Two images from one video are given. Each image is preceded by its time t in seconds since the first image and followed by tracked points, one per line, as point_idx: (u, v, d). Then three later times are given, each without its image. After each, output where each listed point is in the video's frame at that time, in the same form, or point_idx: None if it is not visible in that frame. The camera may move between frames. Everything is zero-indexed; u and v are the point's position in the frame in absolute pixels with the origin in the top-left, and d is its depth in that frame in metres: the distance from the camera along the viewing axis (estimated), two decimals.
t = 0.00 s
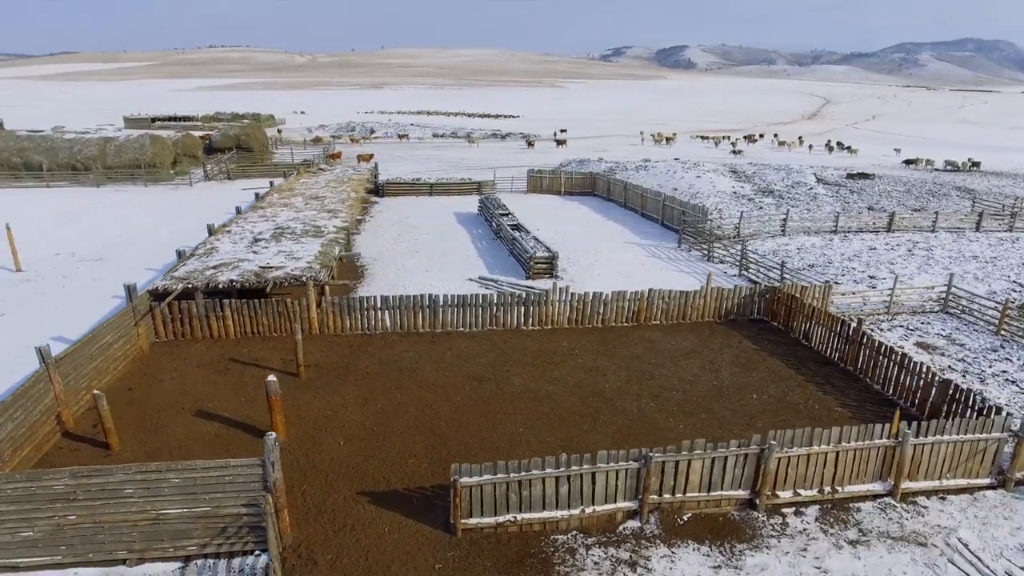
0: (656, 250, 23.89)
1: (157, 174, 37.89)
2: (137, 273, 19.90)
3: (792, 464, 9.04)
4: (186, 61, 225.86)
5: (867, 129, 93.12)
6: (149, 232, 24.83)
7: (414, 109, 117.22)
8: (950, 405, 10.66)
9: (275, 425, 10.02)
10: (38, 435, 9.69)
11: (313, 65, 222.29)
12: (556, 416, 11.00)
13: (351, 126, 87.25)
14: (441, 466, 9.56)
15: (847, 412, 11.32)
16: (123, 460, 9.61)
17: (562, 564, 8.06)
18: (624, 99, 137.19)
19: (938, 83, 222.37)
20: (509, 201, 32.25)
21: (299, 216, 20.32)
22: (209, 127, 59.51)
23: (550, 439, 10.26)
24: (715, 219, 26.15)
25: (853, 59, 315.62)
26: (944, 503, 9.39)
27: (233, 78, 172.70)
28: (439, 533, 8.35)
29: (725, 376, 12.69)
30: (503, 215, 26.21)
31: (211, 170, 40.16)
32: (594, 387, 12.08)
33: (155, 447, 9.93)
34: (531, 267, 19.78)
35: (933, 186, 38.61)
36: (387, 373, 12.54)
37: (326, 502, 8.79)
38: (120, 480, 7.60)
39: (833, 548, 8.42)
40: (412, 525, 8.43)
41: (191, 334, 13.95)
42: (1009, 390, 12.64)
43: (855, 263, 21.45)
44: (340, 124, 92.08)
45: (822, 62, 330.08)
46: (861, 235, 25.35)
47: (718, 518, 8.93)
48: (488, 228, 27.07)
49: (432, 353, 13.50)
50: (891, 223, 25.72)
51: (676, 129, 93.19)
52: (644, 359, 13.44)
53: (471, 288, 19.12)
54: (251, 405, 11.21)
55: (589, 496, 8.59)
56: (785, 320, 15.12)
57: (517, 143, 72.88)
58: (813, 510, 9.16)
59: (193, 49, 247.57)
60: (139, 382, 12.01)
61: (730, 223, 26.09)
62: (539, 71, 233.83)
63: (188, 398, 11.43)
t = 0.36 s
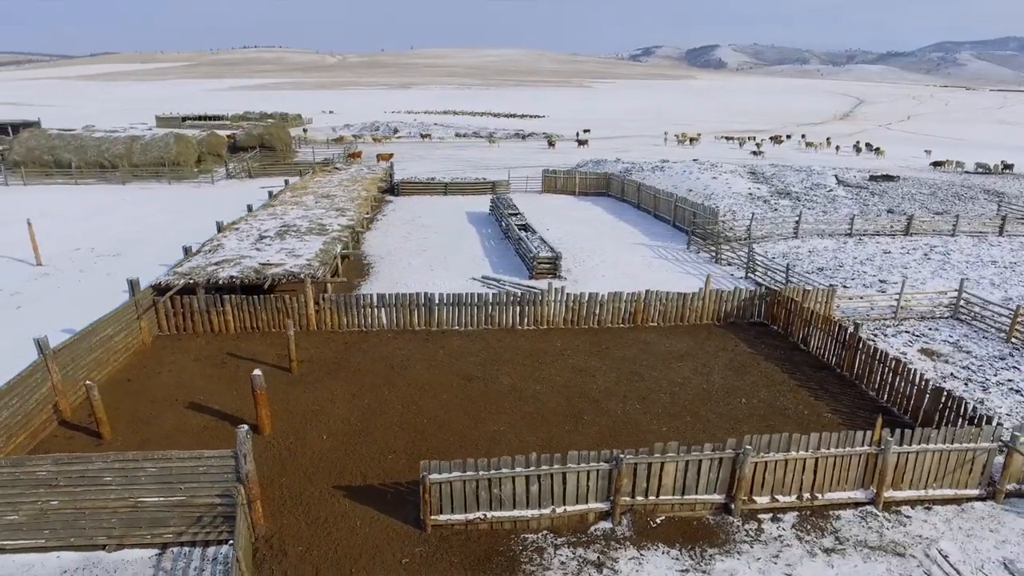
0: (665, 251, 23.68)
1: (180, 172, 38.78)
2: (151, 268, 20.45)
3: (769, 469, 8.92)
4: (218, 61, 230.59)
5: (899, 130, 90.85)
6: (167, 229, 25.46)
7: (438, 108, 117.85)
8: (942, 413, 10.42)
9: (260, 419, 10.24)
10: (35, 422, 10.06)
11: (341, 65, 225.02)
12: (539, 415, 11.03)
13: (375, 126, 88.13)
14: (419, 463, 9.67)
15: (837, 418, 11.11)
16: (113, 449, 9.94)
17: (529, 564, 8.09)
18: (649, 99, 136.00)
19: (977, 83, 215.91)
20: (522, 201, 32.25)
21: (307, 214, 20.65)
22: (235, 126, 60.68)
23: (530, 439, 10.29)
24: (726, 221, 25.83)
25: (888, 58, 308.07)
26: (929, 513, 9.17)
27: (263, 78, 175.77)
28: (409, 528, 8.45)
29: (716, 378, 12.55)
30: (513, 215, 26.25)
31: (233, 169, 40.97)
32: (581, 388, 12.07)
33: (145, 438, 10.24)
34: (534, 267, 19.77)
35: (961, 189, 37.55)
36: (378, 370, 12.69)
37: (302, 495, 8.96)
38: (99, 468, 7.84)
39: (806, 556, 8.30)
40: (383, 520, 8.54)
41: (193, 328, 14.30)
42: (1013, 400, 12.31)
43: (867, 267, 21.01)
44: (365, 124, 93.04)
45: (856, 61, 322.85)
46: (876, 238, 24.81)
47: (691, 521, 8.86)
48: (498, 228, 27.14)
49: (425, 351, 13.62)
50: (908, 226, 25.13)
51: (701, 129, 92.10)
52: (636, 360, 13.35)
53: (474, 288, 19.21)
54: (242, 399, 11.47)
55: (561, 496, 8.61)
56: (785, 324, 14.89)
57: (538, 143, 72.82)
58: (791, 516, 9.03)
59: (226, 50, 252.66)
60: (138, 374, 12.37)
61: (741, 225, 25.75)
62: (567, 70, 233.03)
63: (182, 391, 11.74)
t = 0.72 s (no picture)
0: (673, 252, 23.44)
1: (203, 170, 39.61)
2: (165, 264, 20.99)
3: (743, 474, 8.82)
4: (251, 62, 235.04)
5: (932, 131, 88.42)
6: (184, 226, 26.08)
7: (462, 108, 118.34)
8: (931, 421, 10.17)
9: (246, 412, 10.50)
10: (32, 410, 10.47)
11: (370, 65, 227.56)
12: (522, 415, 11.07)
13: (400, 125, 88.86)
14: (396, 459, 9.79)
15: (824, 424, 10.93)
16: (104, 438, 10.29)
17: (494, 561, 8.14)
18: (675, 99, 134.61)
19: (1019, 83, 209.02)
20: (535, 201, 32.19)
21: (315, 212, 20.98)
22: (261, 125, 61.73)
23: (509, 438, 10.34)
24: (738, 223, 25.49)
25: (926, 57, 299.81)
26: (910, 522, 8.98)
27: (293, 78, 178.72)
28: (380, 522, 8.58)
29: (706, 381, 12.40)
30: (522, 215, 26.23)
31: (255, 167, 41.72)
32: (568, 388, 12.07)
33: (137, 429, 10.58)
34: (537, 267, 19.71)
35: (989, 193, 36.46)
36: (369, 368, 12.87)
37: (279, 487, 9.16)
38: (80, 455, 8.14)
39: (775, 562, 8.21)
40: (354, 514, 8.68)
41: (195, 322, 14.67)
42: (1013, 410, 12.01)
43: (878, 271, 20.57)
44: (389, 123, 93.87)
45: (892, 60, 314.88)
46: (892, 242, 24.26)
47: (662, 524, 8.81)
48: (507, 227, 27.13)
49: (417, 349, 13.75)
50: (926, 230, 24.52)
51: (727, 130, 90.84)
52: (627, 361, 13.27)
53: (475, 287, 19.09)
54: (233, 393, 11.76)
55: (530, 495, 8.64)
56: (783, 328, 14.66)
57: (560, 143, 72.62)
58: (766, 522, 8.92)
59: (259, 51, 257.40)
60: (137, 366, 12.76)
61: (753, 228, 25.39)
62: (594, 70, 232.08)
63: (177, 384, 12.08)
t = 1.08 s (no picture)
0: (679, 253, 23.20)
1: (224, 168, 40.34)
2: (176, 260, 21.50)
3: (710, 477, 8.76)
4: (280, 62, 238.85)
5: (967, 133, 85.91)
6: (200, 224, 26.67)
7: (486, 108, 118.57)
8: (914, 429, 9.95)
9: (230, 406, 10.79)
10: (28, 399, 10.89)
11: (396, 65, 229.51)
12: (500, 413, 11.15)
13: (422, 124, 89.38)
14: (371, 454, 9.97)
15: (806, 430, 10.77)
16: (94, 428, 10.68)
17: (455, 557, 8.23)
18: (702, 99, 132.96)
19: None
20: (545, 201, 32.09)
21: (321, 210, 21.28)
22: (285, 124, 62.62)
23: (485, 436, 10.44)
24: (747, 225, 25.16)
25: (965, 56, 291.33)
26: (883, 531, 8.82)
27: (321, 78, 181.17)
28: (347, 516, 8.75)
29: (691, 384, 12.30)
30: (529, 215, 26.16)
31: (274, 166, 42.39)
32: (551, 388, 12.10)
33: (126, 420, 10.95)
34: (537, 267, 19.60)
35: (1017, 197, 35.39)
36: (357, 364, 13.09)
37: (254, 479, 9.41)
38: (60, 443, 8.45)
39: (738, 567, 8.15)
40: (323, 507, 8.87)
41: (194, 317, 15.07)
42: (1009, 420, 11.72)
43: (888, 275, 20.14)
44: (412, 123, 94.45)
45: (929, 59, 306.57)
46: (906, 246, 23.73)
47: (629, 526, 8.79)
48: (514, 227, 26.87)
49: (407, 347, 13.91)
50: (942, 235, 23.93)
51: (752, 130, 89.41)
52: (614, 362, 13.21)
53: (474, 286, 19.00)
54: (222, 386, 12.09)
55: (496, 493, 8.71)
56: (777, 332, 14.45)
57: (581, 143, 72.32)
58: (734, 526, 8.84)
59: (289, 52, 261.46)
60: (135, 359, 13.18)
61: (763, 229, 25.04)
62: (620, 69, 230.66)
63: (171, 377, 12.46)
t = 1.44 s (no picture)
0: (674, 254, 23.04)
1: (232, 168, 40.75)
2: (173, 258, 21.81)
3: (665, 479, 8.76)
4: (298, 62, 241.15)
5: (987, 135, 84.27)
6: (202, 222, 27.01)
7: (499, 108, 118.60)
8: (880, 434, 9.84)
9: (203, 401, 11.00)
10: (9, 392, 11.16)
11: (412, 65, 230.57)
12: (469, 412, 11.26)
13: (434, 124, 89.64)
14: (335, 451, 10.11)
15: (774, 433, 10.69)
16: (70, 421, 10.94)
17: (407, 553, 8.31)
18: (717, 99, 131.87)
19: None
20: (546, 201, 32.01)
21: (315, 209, 21.44)
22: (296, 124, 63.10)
23: (450, 435, 10.55)
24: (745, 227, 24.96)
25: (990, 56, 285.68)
26: (842, 536, 8.74)
27: (337, 78, 182.58)
28: (304, 511, 8.89)
29: (664, 387, 12.26)
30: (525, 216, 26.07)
31: (282, 166, 42.73)
32: (523, 388, 12.17)
33: (103, 414, 11.21)
34: (527, 267, 19.48)
35: None
36: (335, 363, 13.25)
37: (219, 474, 9.60)
38: (27, 435, 8.67)
39: (688, 570, 8.13)
40: (282, 502, 9.01)
41: (182, 314, 15.32)
42: (987, 426, 11.56)
43: (882, 278, 19.89)
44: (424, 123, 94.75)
45: (952, 59, 301.22)
46: (905, 249, 23.42)
47: (584, 526, 8.81)
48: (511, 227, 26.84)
49: (386, 347, 14.06)
50: (943, 238, 23.59)
51: (766, 131, 88.49)
52: (590, 363, 13.21)
53: (463, 285, 18.96)
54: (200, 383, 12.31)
55: (451, 490, 8.78)
56: (759, 334, 14.33)
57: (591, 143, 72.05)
58: (690, 528, 8.82)
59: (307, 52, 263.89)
60: (120, 355, 13.45)
61: (760, 231, 24.83)
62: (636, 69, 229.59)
63: (151, 373, 12.72)
